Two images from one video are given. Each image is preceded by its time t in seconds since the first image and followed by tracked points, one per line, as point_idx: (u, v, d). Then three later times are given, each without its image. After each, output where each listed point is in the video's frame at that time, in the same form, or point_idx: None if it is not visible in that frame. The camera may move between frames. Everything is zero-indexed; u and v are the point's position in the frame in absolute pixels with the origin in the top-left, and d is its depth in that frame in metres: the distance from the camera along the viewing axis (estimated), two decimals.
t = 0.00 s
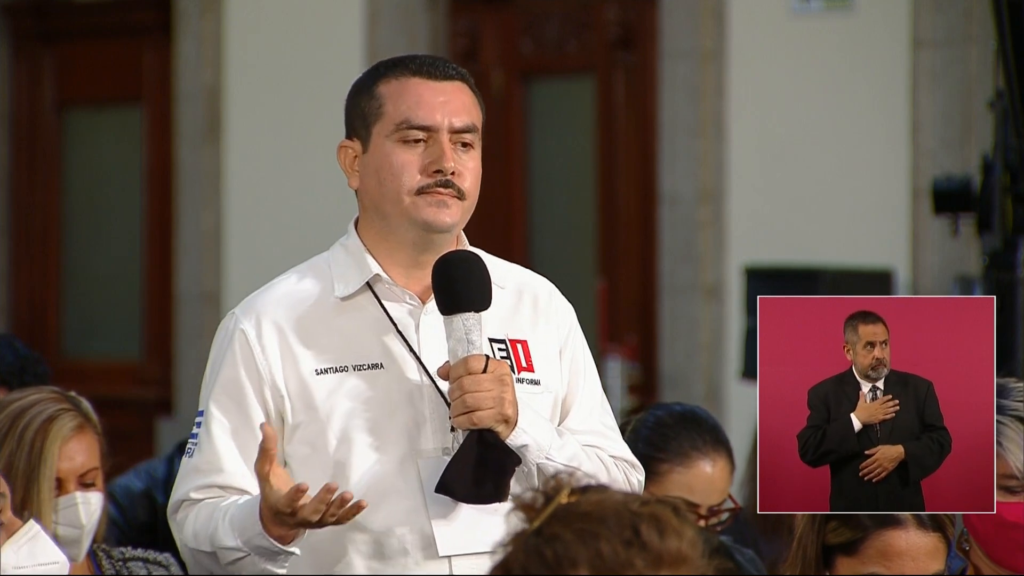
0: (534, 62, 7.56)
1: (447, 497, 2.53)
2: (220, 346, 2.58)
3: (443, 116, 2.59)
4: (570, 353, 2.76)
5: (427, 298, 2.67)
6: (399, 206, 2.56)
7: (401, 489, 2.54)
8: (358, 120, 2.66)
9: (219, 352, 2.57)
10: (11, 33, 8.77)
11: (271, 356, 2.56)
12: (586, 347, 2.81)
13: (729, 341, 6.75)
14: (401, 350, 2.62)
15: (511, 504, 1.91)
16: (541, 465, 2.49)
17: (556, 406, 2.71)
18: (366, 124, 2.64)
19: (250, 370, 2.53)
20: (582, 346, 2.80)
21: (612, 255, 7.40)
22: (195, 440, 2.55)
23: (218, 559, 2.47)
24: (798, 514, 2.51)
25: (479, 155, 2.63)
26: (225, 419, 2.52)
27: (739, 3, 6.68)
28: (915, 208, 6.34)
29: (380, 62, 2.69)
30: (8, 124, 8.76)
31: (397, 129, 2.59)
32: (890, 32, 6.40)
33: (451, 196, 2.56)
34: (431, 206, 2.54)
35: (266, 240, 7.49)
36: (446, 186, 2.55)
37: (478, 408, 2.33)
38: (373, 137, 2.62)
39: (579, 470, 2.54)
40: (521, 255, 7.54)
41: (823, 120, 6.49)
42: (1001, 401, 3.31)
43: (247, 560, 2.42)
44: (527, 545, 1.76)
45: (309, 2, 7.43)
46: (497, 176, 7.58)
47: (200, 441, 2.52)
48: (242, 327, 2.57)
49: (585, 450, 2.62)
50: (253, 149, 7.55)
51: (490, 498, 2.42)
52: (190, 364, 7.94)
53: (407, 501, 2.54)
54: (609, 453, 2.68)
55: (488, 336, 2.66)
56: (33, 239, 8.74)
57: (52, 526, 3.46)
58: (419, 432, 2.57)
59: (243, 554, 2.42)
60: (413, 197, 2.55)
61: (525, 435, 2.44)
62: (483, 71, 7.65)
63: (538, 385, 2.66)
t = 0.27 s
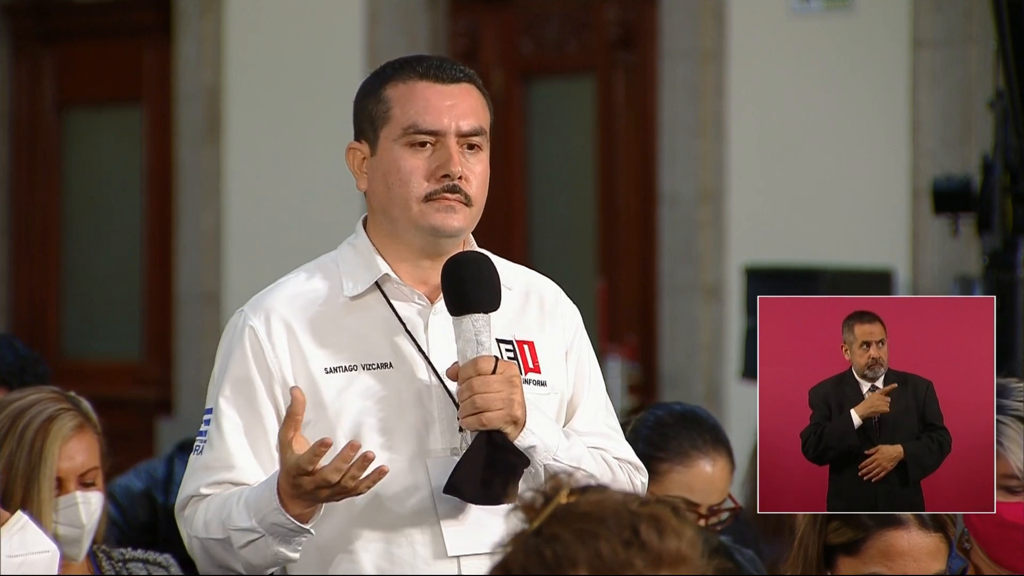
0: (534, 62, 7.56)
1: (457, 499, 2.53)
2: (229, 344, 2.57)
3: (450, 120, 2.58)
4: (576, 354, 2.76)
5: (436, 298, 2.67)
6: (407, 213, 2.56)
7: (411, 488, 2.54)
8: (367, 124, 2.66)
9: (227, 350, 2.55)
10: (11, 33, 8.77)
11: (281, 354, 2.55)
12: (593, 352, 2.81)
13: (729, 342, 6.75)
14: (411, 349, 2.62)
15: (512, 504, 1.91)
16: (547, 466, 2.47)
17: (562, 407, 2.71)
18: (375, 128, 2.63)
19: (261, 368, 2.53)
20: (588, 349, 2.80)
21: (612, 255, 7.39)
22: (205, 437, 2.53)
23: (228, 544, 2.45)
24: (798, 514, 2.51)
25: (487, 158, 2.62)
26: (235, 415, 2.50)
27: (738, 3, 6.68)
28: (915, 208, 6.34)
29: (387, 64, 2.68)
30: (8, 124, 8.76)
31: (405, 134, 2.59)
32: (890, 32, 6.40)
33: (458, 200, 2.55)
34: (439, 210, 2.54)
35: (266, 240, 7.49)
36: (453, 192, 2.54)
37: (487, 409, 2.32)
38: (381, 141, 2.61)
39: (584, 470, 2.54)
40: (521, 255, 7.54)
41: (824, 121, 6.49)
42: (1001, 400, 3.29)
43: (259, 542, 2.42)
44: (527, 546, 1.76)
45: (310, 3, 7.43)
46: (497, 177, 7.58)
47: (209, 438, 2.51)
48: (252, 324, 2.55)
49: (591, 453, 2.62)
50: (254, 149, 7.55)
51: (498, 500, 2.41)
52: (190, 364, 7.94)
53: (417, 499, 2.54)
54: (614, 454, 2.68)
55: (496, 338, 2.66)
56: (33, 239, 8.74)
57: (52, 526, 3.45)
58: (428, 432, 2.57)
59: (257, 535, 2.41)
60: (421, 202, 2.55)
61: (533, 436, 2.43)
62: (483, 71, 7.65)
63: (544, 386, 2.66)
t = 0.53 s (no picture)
0: (534, 62, 7.55)
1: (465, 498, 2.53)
2: (234, 343, 2.54)
3: (455, 118, 2.58)
4: (578, 354, 2.76)
5: (442, 298, 2.67)
6: (412, 212, 2.56)
7: (419, 488, 2.53)
8: (372, 123, 2.66)
9: (233, 349, 2.53)
10: (11, 33, 8.77)
11: (289, 352, 2.54)
12: (593, 354, 2.81)
13: (729, 342, 6.75)
14: (418, 349, 2.61)
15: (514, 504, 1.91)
16: (554, 466, 2.47)
17: (564, 407, 2.71)
18: (379, 127, 2.64)
19: (270, 366, 2.51)
20: (589, 351, 2.79)
21: (613, 255, 7.40)
22: (211, 436, 2.50)
23: (236, 531, 2.40)
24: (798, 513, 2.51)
25: (491, 156, 2.62)
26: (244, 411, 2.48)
27: (738, 3, 6.68)
28: (915, 209, 6.34)
29: (392, 63, 2.68)
30: (8, 123, 8.76)
31: (409, 132, 2.59)
32: (890, 32, 6.40)
33: (463, 198, 2.55)
34: (443, 209, 2.54)
35: (266, 240, 7.49)
36: (458, 189, 2.55)
37: (496, 408, 2.31)
38: (385, 140, 2.61)
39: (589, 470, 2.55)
40: (521, 255, 7.54)
41: (824, 121, 6.49)
42: (1001, 400, 3.27)
43: (265, 525, 2.36)
44: (527, 546, 1.76)
45: (310, 3, 7.43)
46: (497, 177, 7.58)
47: (217, 435, 2.48)
48: (259, 323, 2.54)
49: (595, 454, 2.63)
50: (254, 149, 7.55)
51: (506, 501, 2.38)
52: (190, 364, 7.94)
53: (425, 499, 2.53)
54: (615, 455, 2.68)
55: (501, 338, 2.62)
56: (33, 239, 8.74)
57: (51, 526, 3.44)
58: (435, 432, 2.56)
59: (263, 518, 2.36)
60: (425, 201, 2.55)
61: (540, 436, 2.43)
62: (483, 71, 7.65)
63: (548, 387, 2.65)
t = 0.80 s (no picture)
0: (534, 62, 7.56)
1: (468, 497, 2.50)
2: (237, 339, 2.50)
3: (455, 116, 2.56)
4: (574, 354, 2.76)
5: (442, 298, 2.66)
6: (407, 210, 2.55)
7: (419, 488, 2.51)
8: (374, 120, 2.65)
9: (236, 345, 2.49)
10: (11, 33, 8.77)
11: (295, 348, 2.51)
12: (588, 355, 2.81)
13: (729, 342, 6.75)
14: (420, 351, 2.61)
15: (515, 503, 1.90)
16: (556, 465, 2.48)
17: (562, 407, 2.70)
18: (381, 123, 2.62)
19: (277, 361, 2.47)
20: (585, 352, 2.79)
21: (613, 255, 7.40)
22: (222, 425, 2.44)
23: (263, 478, 2.26)
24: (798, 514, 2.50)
25: (490, 157, 2.61)
26: (255, 400, 2.42)
27: (738, 3, 6.68)
28: (915, 209, 6.33)
29: (398, 62, 2.66)
30: (9, 123, 8.76)
31: (409, 128, 2.57)
32: (890, 32, 6.40)
33: (459, 198, 2.53)
34: (438, 208, 2.53)
35: (266, 240, 7.49)
36: (453, 188, 2.53)
37: (499, 406, 2.30)
38: (385, 136, 2.60)
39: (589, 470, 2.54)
40: (521, 255, 7.54)
41: (824, 122, 6.49)
42: (1001, 401, 3.26)
43: (300, 457, 2.24)
44: (526, 546, 1.75)
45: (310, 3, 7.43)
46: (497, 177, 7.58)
47: (230, 420, 2.41)
48: (262, 319, 2.50)
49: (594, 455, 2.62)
50: (254, 150, 7.55)
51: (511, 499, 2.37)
52: (190, 364, 7.94)
53: (424, 499, 2.50)
54: (613, 454, 2.68)
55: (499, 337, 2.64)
56: (33, 239, 8.74)
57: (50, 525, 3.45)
58: (436, 433, 2.55)
59: (298, 450, 2.24)
60: (421, 198, 2.53)
61: (542, 434, 2.43)
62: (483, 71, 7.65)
63: (546, 387, 2.66)
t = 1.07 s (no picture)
0: (534, 62, 7.56)
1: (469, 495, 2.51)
2: (243, 335, 2.51)
3: (454, 114, 2.56)
4: (569, 355, 2.75)
5: (441, 297, 2.65)
6: (409, 208, 2.54)
7: (419, 487, 2.50)
8: (371, 120, 2.64)
9: (244, 340, 2.49)
10: (11, 33, 8.77)
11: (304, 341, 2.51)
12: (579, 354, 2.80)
13: (729, 342, 6.75)
14: (420, 349, 2.60)
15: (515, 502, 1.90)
16: (554, 465, 2.48)
17: (556, 407, 2.70)
18: (379, 123, 2.62)
19: (287, 350, 2.48)
20: (577, 354, 2.79)
21: (613, 255, 7.40)
22: (242, 417, 2.45)
23: (313, 479, 2.29)
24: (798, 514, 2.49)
25: (490, 155, 2.61)
26: (271, 394, 2.43)
27: (738, 3, 6.68)
28: (915, 208, 6.33)
29: (394, 62, 2.66)
30: (9, 123, 8.77)
31: (410, 126, 2.57)
32: (890, 32, 6.40)
33: (461, 195, 2.53)
34: (440, 205, 2.52)
35: (266, 240, 7.49)
36: (456, 184, 2.53)
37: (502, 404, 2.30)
38: (385, 136, 2.60)
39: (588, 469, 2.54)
40: (521, 255, 7.55)
41: (824, 122, 6.49)
42: (1001, 401, 3.26)
43: (356, 465, 2.29)
44: (526, 547, 1.75)
45: (309, 3, 7.43)
46: (497, 178, 7.58)
47: (251, 413, 2.43)
48: (267, 315, 2.50)
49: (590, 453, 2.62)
50: (254, 150, 7.55)
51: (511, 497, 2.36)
52: (190, 364, 7.94)
53: (423, 499, 2.50)
54: (608, 455, 2.66)
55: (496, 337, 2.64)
56: (33, 239, 8.74)
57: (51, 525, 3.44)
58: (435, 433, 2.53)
59: (354, 459, 2.29)
60: (423, 195, 2.53)
61: (543, 433, 2.43)
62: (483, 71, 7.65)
63: (542, 387, 2.66)
